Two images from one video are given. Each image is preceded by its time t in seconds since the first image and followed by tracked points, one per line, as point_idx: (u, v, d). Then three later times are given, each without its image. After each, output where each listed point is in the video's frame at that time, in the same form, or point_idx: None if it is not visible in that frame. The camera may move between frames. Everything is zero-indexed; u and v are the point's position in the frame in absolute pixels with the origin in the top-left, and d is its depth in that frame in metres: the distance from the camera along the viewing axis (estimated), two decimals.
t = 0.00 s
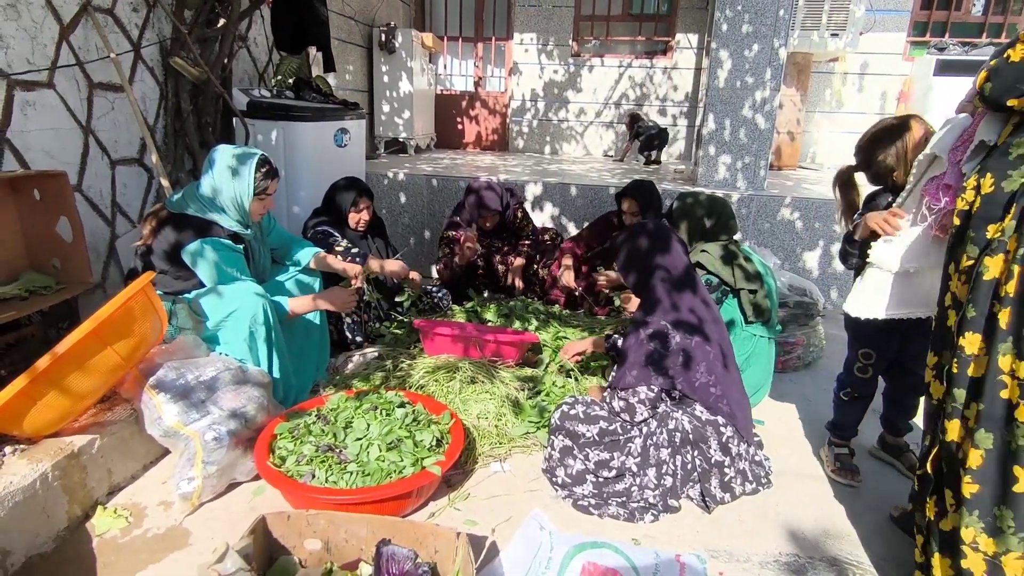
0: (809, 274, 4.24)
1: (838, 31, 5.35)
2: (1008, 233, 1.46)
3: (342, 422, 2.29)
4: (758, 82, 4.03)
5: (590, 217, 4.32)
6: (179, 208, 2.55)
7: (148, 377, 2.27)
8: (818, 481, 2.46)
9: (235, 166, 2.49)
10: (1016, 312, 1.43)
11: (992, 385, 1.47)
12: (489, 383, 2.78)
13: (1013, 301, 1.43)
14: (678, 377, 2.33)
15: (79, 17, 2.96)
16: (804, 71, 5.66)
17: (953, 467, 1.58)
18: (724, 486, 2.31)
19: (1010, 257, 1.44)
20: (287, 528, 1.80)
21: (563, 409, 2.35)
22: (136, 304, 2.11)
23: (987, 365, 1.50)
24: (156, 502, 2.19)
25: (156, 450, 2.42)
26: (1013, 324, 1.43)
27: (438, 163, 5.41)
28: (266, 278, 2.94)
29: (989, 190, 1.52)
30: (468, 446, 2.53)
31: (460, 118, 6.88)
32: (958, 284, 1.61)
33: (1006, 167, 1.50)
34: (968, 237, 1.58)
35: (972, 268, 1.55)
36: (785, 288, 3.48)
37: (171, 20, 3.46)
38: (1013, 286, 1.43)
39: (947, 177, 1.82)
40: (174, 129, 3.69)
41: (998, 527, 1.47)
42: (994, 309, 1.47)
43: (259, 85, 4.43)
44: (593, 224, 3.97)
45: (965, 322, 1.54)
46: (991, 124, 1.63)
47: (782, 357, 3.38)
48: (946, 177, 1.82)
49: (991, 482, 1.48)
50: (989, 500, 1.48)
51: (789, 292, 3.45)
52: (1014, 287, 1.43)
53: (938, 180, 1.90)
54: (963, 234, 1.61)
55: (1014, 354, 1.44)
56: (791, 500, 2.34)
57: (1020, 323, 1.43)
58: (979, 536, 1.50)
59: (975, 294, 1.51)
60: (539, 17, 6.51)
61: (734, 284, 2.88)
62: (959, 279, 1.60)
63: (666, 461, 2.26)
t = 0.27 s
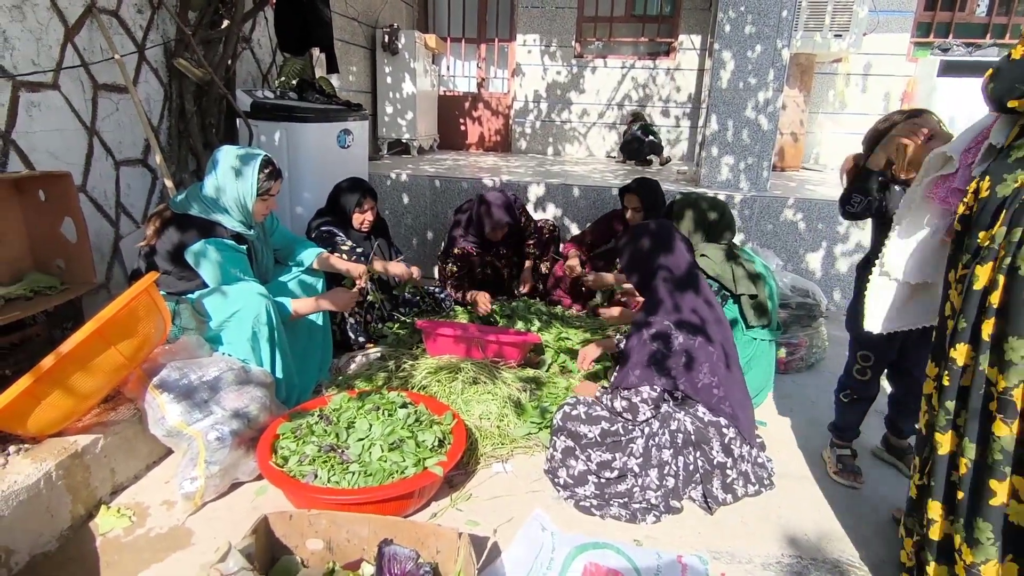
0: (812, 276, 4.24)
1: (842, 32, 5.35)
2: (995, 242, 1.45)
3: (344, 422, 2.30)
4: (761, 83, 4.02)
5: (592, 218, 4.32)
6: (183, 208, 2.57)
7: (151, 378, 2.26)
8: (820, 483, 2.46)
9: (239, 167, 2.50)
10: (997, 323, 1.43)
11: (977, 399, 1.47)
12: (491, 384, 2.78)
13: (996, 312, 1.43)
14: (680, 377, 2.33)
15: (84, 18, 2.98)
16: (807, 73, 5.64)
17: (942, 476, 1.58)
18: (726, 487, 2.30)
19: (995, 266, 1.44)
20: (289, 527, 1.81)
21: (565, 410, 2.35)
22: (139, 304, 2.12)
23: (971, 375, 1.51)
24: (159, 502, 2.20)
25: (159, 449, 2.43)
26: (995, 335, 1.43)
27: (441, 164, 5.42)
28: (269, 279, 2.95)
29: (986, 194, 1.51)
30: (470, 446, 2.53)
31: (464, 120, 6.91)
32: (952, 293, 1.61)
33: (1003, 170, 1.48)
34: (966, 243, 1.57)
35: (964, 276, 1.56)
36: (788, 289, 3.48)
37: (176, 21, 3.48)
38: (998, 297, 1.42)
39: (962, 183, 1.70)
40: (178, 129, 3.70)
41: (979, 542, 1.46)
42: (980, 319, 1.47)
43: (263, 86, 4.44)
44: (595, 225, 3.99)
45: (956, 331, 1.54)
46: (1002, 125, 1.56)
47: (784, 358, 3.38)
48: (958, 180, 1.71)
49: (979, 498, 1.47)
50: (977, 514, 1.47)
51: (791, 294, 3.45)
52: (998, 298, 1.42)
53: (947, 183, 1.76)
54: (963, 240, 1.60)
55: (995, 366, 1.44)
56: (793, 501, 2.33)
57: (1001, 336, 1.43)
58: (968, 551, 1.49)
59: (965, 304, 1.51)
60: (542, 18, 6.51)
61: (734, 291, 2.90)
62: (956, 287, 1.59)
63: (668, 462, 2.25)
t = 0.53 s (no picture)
0: (813, 277, 4.23)
1: (843, 32, 5.33)
2: (984, 248, 1.38)
3: (343, 422, 2.30)
4: (762, 84, 4.02)
5: (593, 219, 4.32)
6: (183, 209, 2.57)
7: (151, 378, 2.28)
8: (819, 484, 2.45)
9: (240, 168, 2.51)
10: (979, 332, 1.37)
11: (944, 405, 1.43)
12: (491, 385, 2.79)
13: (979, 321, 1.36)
14: (678, 377, 2.34)
15: (86, 20, 2.99)
16: (809, 73, 5.63)
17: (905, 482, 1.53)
18: (725, 487, 2.30)
19: (981, 273, 1.37)
20: (288, 528, 1.81)
21: (564, 411, 2.36)
22: (140, 305, 2.12)
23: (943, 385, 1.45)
24: (159, 502, 2.21)
25: (160, 449, 2.44)
26: (975, 345, 1.37)
27: (442, 165, 5.42)
28: (269, 279, 2.95)
29: (982, 197, 1.46)
30: (469, 447, 2.54)
31: (465, 120, 6.91)
32: (942, 302, 1.55)
33: (1000, 173, 1.43)
34: (960, 248, 1.51)
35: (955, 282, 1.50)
36: (789, 291, 3.47)
37: (178, 22, 3.49)
38: (980, 305, 1.37)
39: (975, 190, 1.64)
40: (180, 131, 3.71)
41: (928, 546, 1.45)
42: (962, 327, 1.41)
43: (265, 87, 4.45)
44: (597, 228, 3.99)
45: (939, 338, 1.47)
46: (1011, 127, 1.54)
47: (785, 358, 3.37)
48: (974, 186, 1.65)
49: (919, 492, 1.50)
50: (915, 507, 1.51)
51: (792, 295, 3.44)
52: (981, 306, 1.37)
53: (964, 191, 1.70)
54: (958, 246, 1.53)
55: (972, 377, 1.38)
56: (791, 503, 2.33)
57: (981, 346, 1.37)
58: (914, 545, 1.51)
59: (951, 311, 1.45)
60: (544, 19, 6.52)
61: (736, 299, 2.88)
62: (946, 293, 1.53)
63: (666, 461, 2.26)
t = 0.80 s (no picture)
0: (814, 277, 4.22)
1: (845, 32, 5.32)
2: (985, 249, 1.33)
3: (343, 423, 2.30)
4: (764, 84, 4.01)
5: (594, 220, 4.31)
6: (184, 210, 2.57)
7: (150, 378, 2.28)
8: (821, 486, 2.44)
9: (239, 169, 2.50)
10: (972, 334, 1.32)
11: (921, 399, 1.41)
12: (490, 385, 2.78)
13: (973, 323, 1.31)
14: (679, 379, 2.32)
15: (86, 20, 2.99)
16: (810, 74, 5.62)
17: (878, 473, 1.48)
18: (725, 488, 2.29)
19: (982, 277, 1.32)
20: (286, 529, 1.80)
21: (564, 411, 2.35)
22: (139, 305, 2.12)
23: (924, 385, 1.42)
24: (158, 503, 2.20)
25: (159, 451, 2.43)
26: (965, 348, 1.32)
27: (443, 166, 5.41)
28: (270, 280, 2.95)
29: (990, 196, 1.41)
30: (469, 448, 2.53)
31: (466, 121, 6.89)
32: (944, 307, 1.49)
33: (1009, 174, 1.37)
34: (968, 250, 1.46)
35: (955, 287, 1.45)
36: (792, 291, 3.45)
37: (179, 23, 3.49)
38: (977, 308, 1.31)
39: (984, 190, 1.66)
40: (180, 131, 3.71)
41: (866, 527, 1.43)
42: (956, 330, 1.36)
43: (265, 88, 4.45)
44: (596, 229, 3.97)
45: (934, 344, 1.42)
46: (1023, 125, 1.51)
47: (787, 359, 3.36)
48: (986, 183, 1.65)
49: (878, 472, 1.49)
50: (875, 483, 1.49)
51: (794, 295, 3.42)
52: (978, 310, 1.31)
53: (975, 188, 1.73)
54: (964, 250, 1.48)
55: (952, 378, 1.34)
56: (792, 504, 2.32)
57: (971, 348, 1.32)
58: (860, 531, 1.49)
59: (949, 313, 1.40)
60: (545, 20, 6.52)
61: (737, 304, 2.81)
62: (948, 297, 1.49)
63: (666, 461, 2.25)
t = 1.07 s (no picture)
0: (817, 279, 4.21)
1: (847, 35, 5.36)
2: (997, 256, 1.43)
3: (346, 425, 2.30)
4: (766, 86, 4.01)
5: (596, 221, 4.30)
6: (186, 211, 2.56)
7: (154, 380, 2.27)
8: (823, 489, 2.44)
9: (242, 170, 2.51)
10: (982, 339, 1.42)
11: (932, 405, 1.48)
12: (493, 388, 2.78)
13: (982, 328, 1.42)
14: (687, 382, 2.32)
15: (90, 23, 3.00)
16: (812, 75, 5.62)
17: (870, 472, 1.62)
18: (729, 491, 2.30)
19: (993, 282, 1.42)
20: (289, 531, 1.81)
21: (568, 414, 2.35)
22: (143, 307, 2.12)
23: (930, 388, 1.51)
24: (161, 504, 2.20)
25: (162, 452, 2.43)
26: (975, 352, 1.42)
27: (445, 168, 5.41)
28: (272, 282, 2.95)
29: (1001, 200, 1.51)
30: (471, 450, 2.53)
31: (468, 123, 6.88)
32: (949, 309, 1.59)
33: (1020, 178, 1.46)
34: (978, 254, 1.54)
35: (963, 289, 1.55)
36: (795, 294, 3.44)
37: (182, 25, 3.50)
38: (987, 313, 1.41)
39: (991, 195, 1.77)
40: (183, 133, 3.71)
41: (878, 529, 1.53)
42: (964, 335, 1.46)
43: (268, 89, 4.46)
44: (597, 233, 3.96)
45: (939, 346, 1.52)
46: None
47: (789, 362, 3.36)
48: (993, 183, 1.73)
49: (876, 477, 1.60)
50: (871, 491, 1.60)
51: (798, 298, 3.41)
52: (988, 316, 1.42)
53: (981, 190, 1.82)
54: (971, 250, 1.58)
55: (962, 381, 1.44)
56: (795, 507, 2.32)
57: (981, 352, 1.42)
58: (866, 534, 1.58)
59: (956, 317, 1.50)
60: (547, 22, 6.52)
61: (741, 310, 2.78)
62: (956, 300, 1.56)
63: (671, 464, 2.25)
